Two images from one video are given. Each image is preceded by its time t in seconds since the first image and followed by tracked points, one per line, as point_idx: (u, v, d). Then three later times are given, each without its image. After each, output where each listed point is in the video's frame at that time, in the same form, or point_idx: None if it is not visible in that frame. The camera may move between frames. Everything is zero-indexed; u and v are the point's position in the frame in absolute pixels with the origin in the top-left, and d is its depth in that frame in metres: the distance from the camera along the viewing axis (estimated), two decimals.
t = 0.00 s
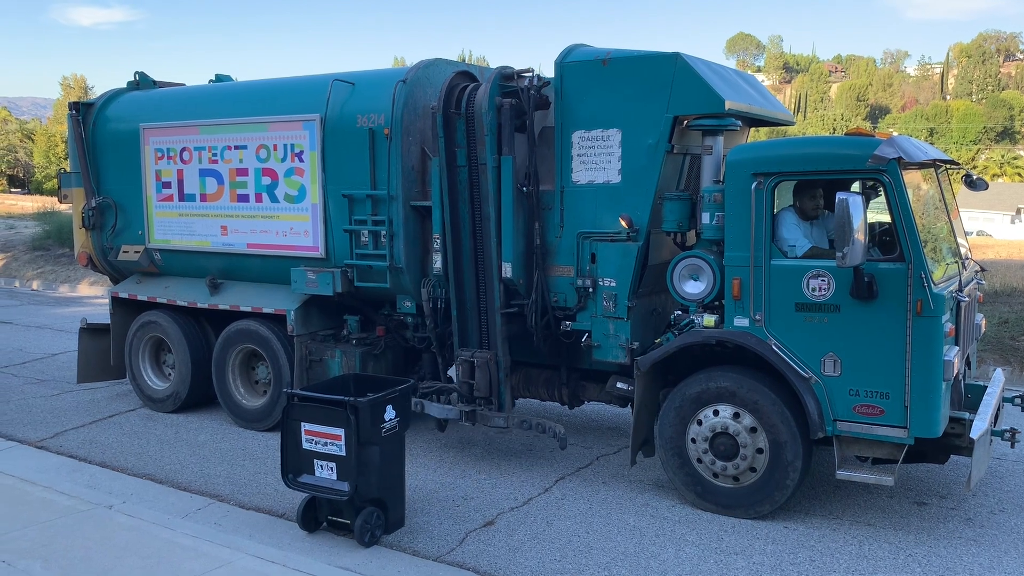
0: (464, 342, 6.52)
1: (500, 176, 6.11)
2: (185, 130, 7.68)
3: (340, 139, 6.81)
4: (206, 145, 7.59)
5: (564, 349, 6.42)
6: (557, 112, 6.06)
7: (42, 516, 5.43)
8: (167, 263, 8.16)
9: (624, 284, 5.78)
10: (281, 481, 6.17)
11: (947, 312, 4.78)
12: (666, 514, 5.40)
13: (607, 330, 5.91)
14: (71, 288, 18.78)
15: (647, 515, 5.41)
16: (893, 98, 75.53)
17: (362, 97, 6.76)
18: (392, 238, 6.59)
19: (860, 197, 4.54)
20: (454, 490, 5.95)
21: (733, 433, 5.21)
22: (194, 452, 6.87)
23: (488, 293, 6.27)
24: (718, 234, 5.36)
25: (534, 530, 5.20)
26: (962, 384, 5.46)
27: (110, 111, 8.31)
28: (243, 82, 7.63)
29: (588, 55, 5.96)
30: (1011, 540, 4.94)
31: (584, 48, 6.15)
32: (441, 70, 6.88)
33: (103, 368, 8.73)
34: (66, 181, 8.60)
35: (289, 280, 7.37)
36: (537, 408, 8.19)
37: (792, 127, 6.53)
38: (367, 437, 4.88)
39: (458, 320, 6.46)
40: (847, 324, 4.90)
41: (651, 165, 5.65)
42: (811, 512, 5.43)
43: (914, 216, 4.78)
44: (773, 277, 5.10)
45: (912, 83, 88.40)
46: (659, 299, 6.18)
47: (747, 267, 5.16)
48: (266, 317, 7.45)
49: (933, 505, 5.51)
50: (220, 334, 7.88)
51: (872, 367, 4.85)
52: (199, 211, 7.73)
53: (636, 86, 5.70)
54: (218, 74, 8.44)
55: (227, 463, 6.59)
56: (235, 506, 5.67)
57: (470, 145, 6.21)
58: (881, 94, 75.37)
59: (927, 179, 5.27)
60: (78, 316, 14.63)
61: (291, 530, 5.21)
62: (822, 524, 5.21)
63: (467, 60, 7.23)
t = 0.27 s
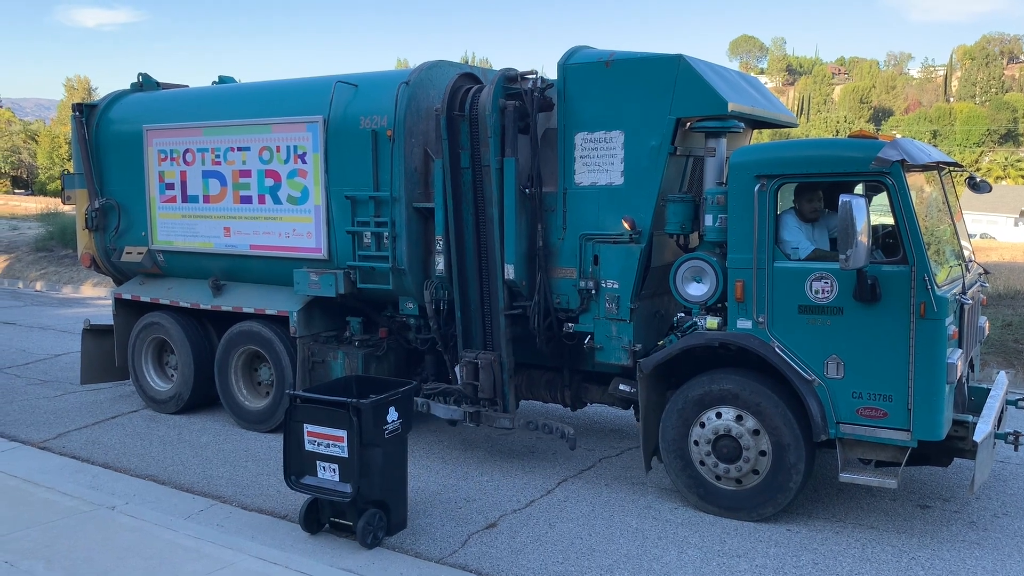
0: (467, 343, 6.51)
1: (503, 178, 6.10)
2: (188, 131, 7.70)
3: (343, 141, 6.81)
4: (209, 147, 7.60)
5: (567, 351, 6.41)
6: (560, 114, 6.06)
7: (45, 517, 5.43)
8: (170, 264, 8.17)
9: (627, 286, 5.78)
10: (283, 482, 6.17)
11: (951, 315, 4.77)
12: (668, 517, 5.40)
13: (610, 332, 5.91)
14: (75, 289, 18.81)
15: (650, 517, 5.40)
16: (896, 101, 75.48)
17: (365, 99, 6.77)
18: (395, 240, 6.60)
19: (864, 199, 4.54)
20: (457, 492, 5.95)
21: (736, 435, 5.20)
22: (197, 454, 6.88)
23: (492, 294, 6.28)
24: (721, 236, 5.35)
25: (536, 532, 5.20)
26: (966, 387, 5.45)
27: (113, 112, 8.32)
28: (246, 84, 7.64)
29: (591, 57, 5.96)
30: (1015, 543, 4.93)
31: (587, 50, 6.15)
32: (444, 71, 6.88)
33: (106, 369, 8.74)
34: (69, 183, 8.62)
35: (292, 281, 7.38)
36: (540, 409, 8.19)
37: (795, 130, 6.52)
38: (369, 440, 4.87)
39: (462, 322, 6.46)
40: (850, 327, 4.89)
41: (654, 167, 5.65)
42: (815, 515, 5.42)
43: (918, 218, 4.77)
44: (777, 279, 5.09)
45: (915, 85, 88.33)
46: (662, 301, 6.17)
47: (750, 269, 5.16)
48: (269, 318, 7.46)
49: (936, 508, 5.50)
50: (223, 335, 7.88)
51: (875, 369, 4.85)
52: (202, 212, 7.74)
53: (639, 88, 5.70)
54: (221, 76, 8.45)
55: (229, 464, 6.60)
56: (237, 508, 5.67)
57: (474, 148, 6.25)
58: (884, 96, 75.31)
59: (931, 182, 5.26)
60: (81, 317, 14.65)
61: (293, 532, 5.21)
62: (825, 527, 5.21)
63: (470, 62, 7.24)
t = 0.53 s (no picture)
0: (469, 343, 6.52)
1: (506, 179, 6.10)
2: (192, 131, 7.71)
3: (347, 141, 6.82)
4: (213, 147, 7.61)
5: (569, 352, 6.42)
6: (563, 115, 6.06)
7: (48, 515, 5.44)
8: (173, 263, 8.18)
9: (630, 287, 5.76)
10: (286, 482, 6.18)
11: (954, 317, 4.76)
12: (670, 518, 5.40)
13: (612, 333, 5.90)
14: (78, 288, 18.84)
15: (652, 518, 5.40)
16: (899, 102, 75.39)
17: (369, 99, 6.77)
18: (398, 240, 6.60)
19: (867, 201, 4.53)
20: (459, 492, 5.95)
21: (738, 437, 5.20)
22: (200, 453, 6.88)
23: (495, 295, 6.29)
24: (724, 237, 5.34)
25: (538, 533, 5.20)
26: (969, 390, 5.44)
27: (117, 111, 8.34)
28: (249, 84, 7.65)
29: (594, 58, 5.96)
30: (1018, 546, 4.92)
31: (591, 51, 6.15)
32: (448, 72, 6.88)
33: (108, 368, 8.75)
34: (73, 181, 8.63)
35: (295, 281, 7.39)
36: (542, 410, 8.19)
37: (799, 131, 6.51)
38: (372, 440, 4.88)
39: (465, 322, 6.47)
40: (853, 329, 4.88)
41: (657, 168, 5.65)
42: (817, 517, 5.42)
43: (921, 220, 4.77)
44: (780, 281, 5.09)
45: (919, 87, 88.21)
46: (665, 302, 6.17)
47: (753, 271, 5.15)
48: (271, 318, 7.47)
49: (939, 510, 5.49)
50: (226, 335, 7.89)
51: (878, 372, 4.84)
52: (205, 212, 7.75)
53: (642, 89, 5.70)
54: (225, 76, 8.46)
55: (232, 464, 6.60)
56: (240, 507, 5.68)
57: (476, 148, 6.27)
58: (888, 98, 75.21)
59: (934, 184, 5.25)
60: (84, 316, 14.68)
61: (295, 531, 5.21)
62: (827, 529, 5.20)
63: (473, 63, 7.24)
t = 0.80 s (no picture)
0: (473, 342, 6.52)
1: (510, 177, 6.10)
2: (196, 129, 7.72)
3: (350, 140, 6.82)
4: (217, 145, 7.61)
5: (573, 351, 6.42)
6: (567, 114, 6.05)
7: (52, 512, 5.45)
8: (176, 261, 8.19)
9: (633, 286, 5.77)
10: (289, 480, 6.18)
11: (958, 317, 4.75)
12: (673, 517, 5.39)
13: (616, 332, 5.90)
14: (82, 286, 18.87)
15: (655, 517, 5.40)
16: (903, 102, 75.24)
17: (373, 98, 6.78)
18: (401, 239, 6.60)
19: (871, 201, 4.52)
20: (462, 491, 5.95)
21: (741, 436, 5.19)
22: (203, 451, 6.89)
23: (498, 294, 6.29)
24: (728, 236, 5.34)
25: (541, 532, 5.20)
26: (973, 390, 5.43)
27: (121, 110, 8.36)
28: (253, 82, 7.65)
29: (599, 57, 5.95)
30: (1021, 547, 4.90)
31: (595, 50, 6.14)
32: (451, 71, 6.88)
33: (112, 365, 8.77)
34: (77, 179, 8.65)
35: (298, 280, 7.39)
36: (545, 409, 8.19)
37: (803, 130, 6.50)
38: (374, 438, 4.88)
39: (469, 321, 6.47)
40: (856, 329, 4.88)
41: (661, 167, 5.65)
42: (820, 516, 5.41)
43: (926, 220, 4.76)
44: (784, 280, 5.08)
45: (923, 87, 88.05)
46: (668, 301, 6.17)
47: (757, 270, 5.15)
48: (275, 316, 7.48)
49: (943, 511, 5.48)
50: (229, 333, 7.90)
51: (881, 371, 4.83)
52: (209, 210, 7.76)
53: (647, 88, 5.70)
54: (229, 74, 8.46)
55: (235, 462, 6.61)
56: (243, 505, 5.68)
57: (480, 147, 6.26)
58: (892, 98, 75.08)
59: (939, 184, 5.24)
60: (88, 313, 14.71)
61: (298, 529, 5.22)
62: (831, 529, 5.19)
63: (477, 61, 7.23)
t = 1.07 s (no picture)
0: (477, 341, 6.53)
1: (513, 176, 6.10)
2: (200, 127, 7.73)
3: (354, 138, 6.83)
4: (221, 143, 7.62)
5: (577, 350, 6.42)
6: (571, 113, 6.05)
7: (57, 509, 5.47)
8: (181, 259, 8.21)
9: (637, 285, 5.77)
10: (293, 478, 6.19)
11: (962, 317, 4.75)
12: (677, 516, 5.39)
13: (619, 331, 5.90)
14: (86, 284, 18.92)
15: (659, 516, 5.40)
16: (908, 101, 75.04)
17: (377, 96, 6.78)
18: (405, 237, 6.61)
19: (876, 200, 4.51)
20: (466, 489, 5.96)
21: (745, 435, 5.19)
22: (207, 448, 6.91)
23: (501, 293, 6.29)
24: (732, 236, 5.34)
25: (545, 531, 5.20)
26: (977, 389, 5.43)
27: (126, 108, 8.37)
28: (258, 81, 7.66)
29: (603, 56, 5.94)
30: None
31: (599, 49, 6.14)
32: (455, 69, 6.88)
33: (117, 363, 8.79)
34: (82, 177, 8.67)
35: (302, 278, 7.41)
36: (549, 407, 8.20)
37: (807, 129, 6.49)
38: (379, 437, 4.89)
39: (472, 319, 6.47)
40: (860, 329, 4.87)
41: (665, 166, 5.64)
42: (824, 516, 5.41)
43: (930, 220, 4.75)
44: (787, 280, 5.08)
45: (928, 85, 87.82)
46: (672, 300, 6.17)
47: (761, 270, 5.14)
48: (279, 314, 7.50)
49: (947, 510, 5.48)
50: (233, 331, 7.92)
51: (885, 371, 4.83)
52: (213, 208, 7.77)
53: (650, 87, 5.69)
54: (233, 72, 8.47)
55: (240, 459, 6.63)
56: (247, 503, 5.70)
57: (484, 146, 6.22)
58: (897, 96, 74.89)
59: (943, 183, 5.23)
60: (93, 311, 14.74)
61: (302, 527, 5.23)
62: (834, 528, 5.19)
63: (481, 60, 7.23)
